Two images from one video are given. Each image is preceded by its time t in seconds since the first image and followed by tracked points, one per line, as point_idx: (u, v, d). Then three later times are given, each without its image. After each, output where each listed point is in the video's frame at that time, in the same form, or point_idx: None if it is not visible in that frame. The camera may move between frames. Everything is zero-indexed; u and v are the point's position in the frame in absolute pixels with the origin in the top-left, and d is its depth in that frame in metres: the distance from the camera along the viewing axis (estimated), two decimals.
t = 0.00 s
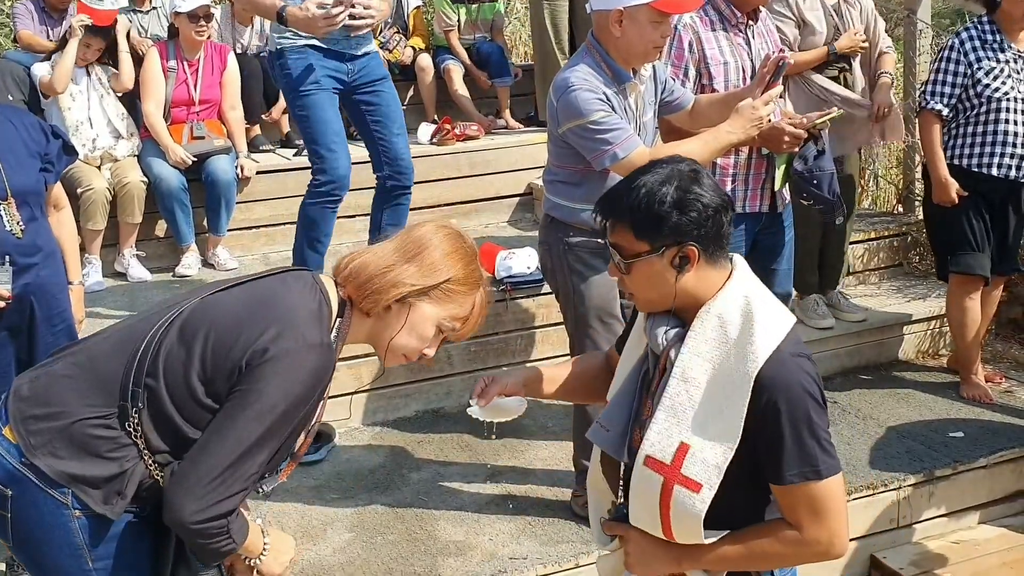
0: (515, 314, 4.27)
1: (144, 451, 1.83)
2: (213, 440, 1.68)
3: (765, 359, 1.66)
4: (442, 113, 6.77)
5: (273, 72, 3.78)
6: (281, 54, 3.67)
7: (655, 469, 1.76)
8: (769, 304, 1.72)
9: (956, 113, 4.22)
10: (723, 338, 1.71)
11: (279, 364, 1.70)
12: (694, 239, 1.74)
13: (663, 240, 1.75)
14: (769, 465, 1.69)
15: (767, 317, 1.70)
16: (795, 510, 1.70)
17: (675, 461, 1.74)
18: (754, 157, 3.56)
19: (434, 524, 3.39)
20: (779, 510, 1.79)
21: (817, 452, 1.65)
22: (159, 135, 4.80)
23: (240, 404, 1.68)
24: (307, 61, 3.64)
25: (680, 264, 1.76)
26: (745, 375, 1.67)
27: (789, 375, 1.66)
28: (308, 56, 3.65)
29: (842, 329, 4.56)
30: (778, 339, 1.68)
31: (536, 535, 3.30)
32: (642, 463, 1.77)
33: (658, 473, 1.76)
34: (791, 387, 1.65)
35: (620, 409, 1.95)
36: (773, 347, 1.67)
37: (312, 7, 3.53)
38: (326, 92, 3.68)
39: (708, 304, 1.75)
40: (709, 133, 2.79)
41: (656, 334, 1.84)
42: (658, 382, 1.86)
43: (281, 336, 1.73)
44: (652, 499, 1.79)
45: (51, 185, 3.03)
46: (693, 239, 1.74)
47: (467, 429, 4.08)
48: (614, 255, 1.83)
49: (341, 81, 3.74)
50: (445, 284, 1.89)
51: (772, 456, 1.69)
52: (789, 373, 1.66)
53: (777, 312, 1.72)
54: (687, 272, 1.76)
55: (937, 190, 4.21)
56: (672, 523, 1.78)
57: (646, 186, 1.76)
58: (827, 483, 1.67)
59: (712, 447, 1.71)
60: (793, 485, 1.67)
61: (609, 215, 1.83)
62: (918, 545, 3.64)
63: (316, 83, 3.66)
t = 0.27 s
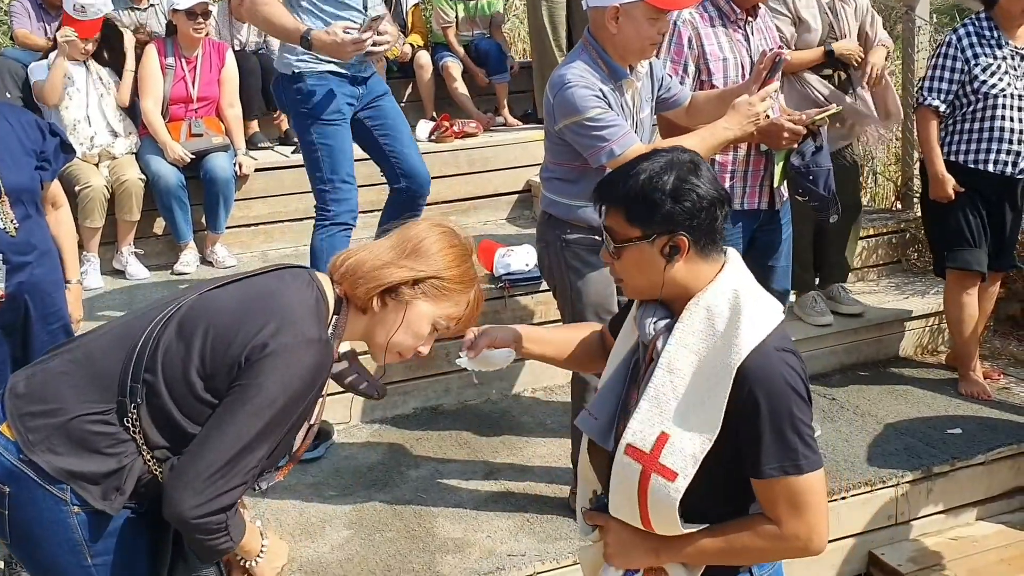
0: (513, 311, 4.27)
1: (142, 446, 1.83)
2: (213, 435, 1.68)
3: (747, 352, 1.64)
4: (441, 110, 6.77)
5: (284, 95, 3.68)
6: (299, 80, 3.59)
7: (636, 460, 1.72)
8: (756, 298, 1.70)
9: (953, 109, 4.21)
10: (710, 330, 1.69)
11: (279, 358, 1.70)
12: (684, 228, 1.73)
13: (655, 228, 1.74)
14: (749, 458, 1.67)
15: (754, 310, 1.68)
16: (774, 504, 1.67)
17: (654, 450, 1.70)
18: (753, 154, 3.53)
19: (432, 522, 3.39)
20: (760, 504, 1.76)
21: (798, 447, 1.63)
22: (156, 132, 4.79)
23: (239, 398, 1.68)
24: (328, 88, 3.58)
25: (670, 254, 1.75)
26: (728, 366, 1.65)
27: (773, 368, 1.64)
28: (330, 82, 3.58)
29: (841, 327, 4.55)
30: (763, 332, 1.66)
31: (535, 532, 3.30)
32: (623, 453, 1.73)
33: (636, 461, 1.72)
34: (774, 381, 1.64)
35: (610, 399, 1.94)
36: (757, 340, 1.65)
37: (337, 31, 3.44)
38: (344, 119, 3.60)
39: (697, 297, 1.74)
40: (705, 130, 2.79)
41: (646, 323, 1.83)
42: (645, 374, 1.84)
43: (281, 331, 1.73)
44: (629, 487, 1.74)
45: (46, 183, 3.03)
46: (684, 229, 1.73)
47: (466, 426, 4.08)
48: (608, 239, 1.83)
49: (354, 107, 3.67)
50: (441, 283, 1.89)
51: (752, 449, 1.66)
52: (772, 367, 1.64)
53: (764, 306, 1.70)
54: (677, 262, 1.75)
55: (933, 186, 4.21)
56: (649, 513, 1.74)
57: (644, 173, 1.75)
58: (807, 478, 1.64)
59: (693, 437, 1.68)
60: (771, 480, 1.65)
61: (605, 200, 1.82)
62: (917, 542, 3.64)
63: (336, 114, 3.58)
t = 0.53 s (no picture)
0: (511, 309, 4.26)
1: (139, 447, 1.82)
2: (210, 438, 1.68)
3: (725, 357, 1.63)
4: (439, 108, 6.77)
5: (292, 175, 3.26)
6: (322, 168, 3.21)
7: (616, 461, 1.73)
8: (739, 301, 1.69)
9: (950, 106, 4.21)
10: (693, 333, 1.68)
11: (277, 362, 1.70)
12: (678, 232, 1.73)
13: (647, 227, 1.75)
14: (727, 461, 1.67)
15: (737, 313, 1.66)
16: (752, 508, 1.67)
17: (633, 452, 1.70)
18: (751, 152, 3.55)
19: (430, 520, 3.39)
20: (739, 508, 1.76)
21: (775, 453, 1.62)
22: (155, 133, 4.81)
23: (236, 401, 1.68)
24: (352, 176, 3.25)
25: (660, 255, 1.76)
26: (707, 370, 1.64)
27: (752, 373, 1.63)
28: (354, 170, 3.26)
29: (839, 324, 4.55)
30: (743, 336, 1.65)
31: (533, 530, 3.30)
32: (605, 454, 1.74)
33: (617, 462, 1.72)
34: (753, 386, 1.62)
35: (602, 398, 1.92)
36: (736, 344, 1.64)
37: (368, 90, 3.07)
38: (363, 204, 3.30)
39: (682, 299, 1.73)
40: (702, 128, 2.79)
41: (633, 325, 1.85)
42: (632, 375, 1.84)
43: (280, 333, 1.73)
44: (609, 488, 1.75)
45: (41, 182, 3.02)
46: (675, 231, 1.73)
47: (464, 425, 4.08)
48: (600, 234, 1.83)
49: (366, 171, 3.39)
50: (439, 290, 1.88)
51: (730, 453, 1.66)
52: (751, 372, 1.63)
53: (747, 308, 1.69)
54: (666, 264, 1.75)
55: (929, 182, 4.20)
56: (629, 514, 1.75)
57: (642, 171, 1.75)
58: (785, 484, 1.64)
59: (671, 439, 1.68)
60: (748, 484, 1.64)
61: (603, 192, 1.82)
62: (915, 539, 3.64)
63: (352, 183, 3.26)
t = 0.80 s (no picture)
0: (509, 307, 4.26)
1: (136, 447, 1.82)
2: (209, 439, 1.67)
3: (709, 356, 1.62)
4: (437, 105, 6.76)
5: (286, 204, 3.24)
6: (317, 196, 3.18)
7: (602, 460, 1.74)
8: (724, 301, 1.68)
9: (947, 103, 4.21)
10: (676, 332, 1.68)
11: (277, 364, 1.70)
12: (660, 234, 1.72)
13: (630, 229, 1.73)
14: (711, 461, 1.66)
15: (720, 312, 1.66)
16: (736, 508, 1.67)
17: (616, 452, 1.71)
18: (749, 148, 3.51)
19: (428, 518, 3.38)
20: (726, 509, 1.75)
21: (758, 453, 1.61)
22: (154, 131, 4.81)
23: (236, 403, 1.68)
24: (347, 205, 3.23)
25: (643, 257, 1.75)
26: (689, 370, 1.63)
27: (734, 373, 1.62)
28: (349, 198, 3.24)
29: (837, 321, 4.55)
30: (726, 336, 1.63)
31: (531, 527, 3.30)
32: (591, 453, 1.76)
33: (601, 463, 1.74)
34: (735, 387, 1.62)
35: (594, 396, 1.91)
36: (719, 344, 1.63)
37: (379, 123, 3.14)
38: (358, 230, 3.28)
39: (667, 299, 1.73)
40: (700, 124, 2.78)
41: (619, 325, 1.86)
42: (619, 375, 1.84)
43: (280, 335, 1.73)
44: (597, 487, 1.76)
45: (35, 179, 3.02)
46: (658, 233, 1.72)
47: (462, 423, 4.08)
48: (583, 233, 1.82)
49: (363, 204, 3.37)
50: (435, 295, 1.88)
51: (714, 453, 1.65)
52: (733, 372, 1.62)
53: (732, 307, 1.68)
54: (650, 265, 1.75)
55: (926, 177, 4.20)
56: (616, 513, 1.76)
57: (625, 173, 1.74)
58: (769, 485, 1.63)
59: (652, 439, 1.67)
60: (732, 485, 1.64)
61: (586, 192, 1.82)
62: (913, 535, 3.65)
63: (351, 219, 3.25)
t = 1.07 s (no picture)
0: (510, 304, 4.25)
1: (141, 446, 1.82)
2: (216, 439, 1.67)
3: (707, 354, 1.62)
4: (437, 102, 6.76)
5: (281, 191, 3.26)
6: (308, 184, 3.19)
7: (602, 458, 1.75)
8: (720, 298, 1.67)
9: (948, 99, 4.20)
10: (672, 329, 1.68)
11: (285, 366, 1.70)
12: (661, 237, 1.71)
13: (630, 231, 1.72)
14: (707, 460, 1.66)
15: (716, 309, 1.66)
16: (731, 505, 1.66)
17: (616, 451, 1.72)
18: (751, 145, 3.50)
19: (430, 515, 3.38)
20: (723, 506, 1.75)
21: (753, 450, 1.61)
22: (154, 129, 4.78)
23: (243, 404, 1.68)
24: (337, 198, 3.22)
25: (642, 259, 1.74)
26: (687, 371, 1.63)
27: (730, 371, 1.61)
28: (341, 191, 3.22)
29: (837, 317, 4.55)
30: (723, 334, 1.63)
31: (532, 525, 3.30)
32: (591, 451, 1.77)
33: (602, 461, 1.75)
34: (731, 385, 1.61)
35: (593, 392, 1.92)
36: (716, 342, 1.63)
37: (372, 108, 3.04)
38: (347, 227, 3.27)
39: (663, 296, 1.73)
40: (701, 121, 2.78)
41: (614, 322, 1.85)
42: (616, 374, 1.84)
43: (287, 336, 1.73)
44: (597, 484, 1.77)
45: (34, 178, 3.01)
46: (658, 236, 1.71)
47: (463, 420, 4.08)
48: (581, 231, 1.81)
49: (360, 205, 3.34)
50: (439, 297, 1.88)
51: (709, 452, 1.65)
52: (730, 370, 1.61)
53: (729, 304, 1.68)
54: (649, 267, 1.74)
55: (928, 173, 4.19)
56: (615, 510, 1.77)
57: (626, 176, 1.73)
58: (765, 480, 1.63)
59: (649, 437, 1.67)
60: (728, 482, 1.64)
61: (586, 192, 1.79)
62: (914, 532, 3.65)
63: (342, 221, 3.23)
